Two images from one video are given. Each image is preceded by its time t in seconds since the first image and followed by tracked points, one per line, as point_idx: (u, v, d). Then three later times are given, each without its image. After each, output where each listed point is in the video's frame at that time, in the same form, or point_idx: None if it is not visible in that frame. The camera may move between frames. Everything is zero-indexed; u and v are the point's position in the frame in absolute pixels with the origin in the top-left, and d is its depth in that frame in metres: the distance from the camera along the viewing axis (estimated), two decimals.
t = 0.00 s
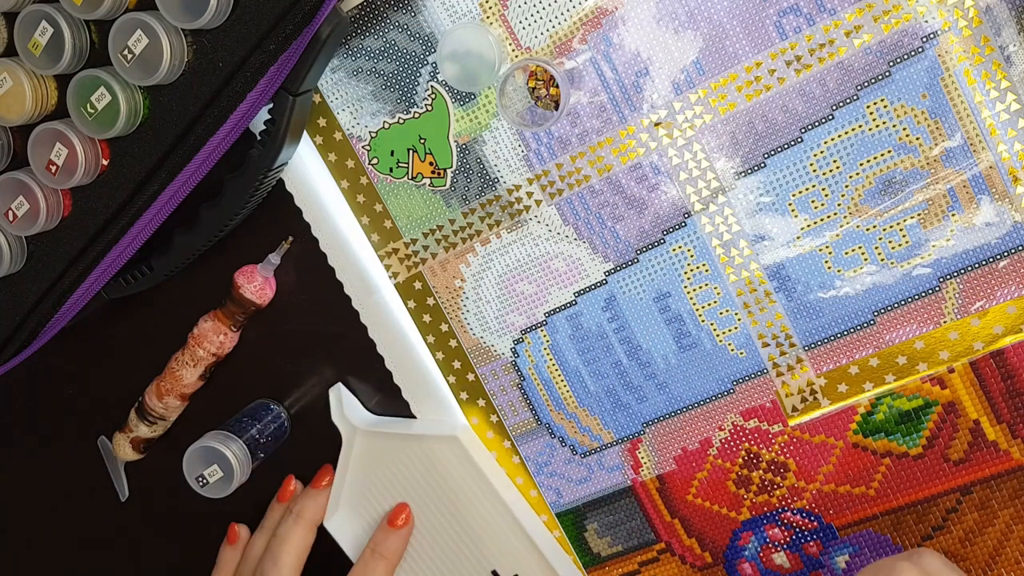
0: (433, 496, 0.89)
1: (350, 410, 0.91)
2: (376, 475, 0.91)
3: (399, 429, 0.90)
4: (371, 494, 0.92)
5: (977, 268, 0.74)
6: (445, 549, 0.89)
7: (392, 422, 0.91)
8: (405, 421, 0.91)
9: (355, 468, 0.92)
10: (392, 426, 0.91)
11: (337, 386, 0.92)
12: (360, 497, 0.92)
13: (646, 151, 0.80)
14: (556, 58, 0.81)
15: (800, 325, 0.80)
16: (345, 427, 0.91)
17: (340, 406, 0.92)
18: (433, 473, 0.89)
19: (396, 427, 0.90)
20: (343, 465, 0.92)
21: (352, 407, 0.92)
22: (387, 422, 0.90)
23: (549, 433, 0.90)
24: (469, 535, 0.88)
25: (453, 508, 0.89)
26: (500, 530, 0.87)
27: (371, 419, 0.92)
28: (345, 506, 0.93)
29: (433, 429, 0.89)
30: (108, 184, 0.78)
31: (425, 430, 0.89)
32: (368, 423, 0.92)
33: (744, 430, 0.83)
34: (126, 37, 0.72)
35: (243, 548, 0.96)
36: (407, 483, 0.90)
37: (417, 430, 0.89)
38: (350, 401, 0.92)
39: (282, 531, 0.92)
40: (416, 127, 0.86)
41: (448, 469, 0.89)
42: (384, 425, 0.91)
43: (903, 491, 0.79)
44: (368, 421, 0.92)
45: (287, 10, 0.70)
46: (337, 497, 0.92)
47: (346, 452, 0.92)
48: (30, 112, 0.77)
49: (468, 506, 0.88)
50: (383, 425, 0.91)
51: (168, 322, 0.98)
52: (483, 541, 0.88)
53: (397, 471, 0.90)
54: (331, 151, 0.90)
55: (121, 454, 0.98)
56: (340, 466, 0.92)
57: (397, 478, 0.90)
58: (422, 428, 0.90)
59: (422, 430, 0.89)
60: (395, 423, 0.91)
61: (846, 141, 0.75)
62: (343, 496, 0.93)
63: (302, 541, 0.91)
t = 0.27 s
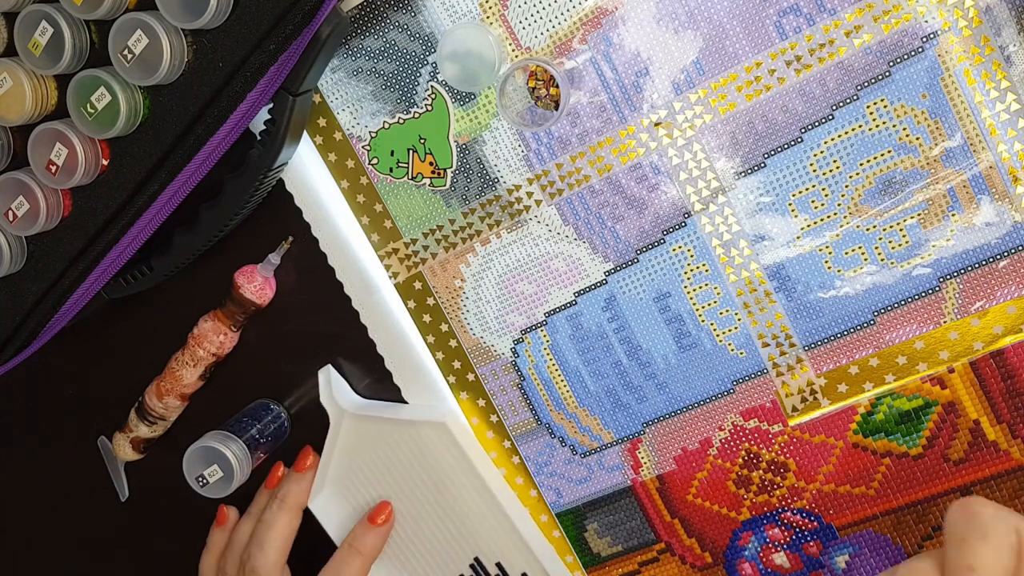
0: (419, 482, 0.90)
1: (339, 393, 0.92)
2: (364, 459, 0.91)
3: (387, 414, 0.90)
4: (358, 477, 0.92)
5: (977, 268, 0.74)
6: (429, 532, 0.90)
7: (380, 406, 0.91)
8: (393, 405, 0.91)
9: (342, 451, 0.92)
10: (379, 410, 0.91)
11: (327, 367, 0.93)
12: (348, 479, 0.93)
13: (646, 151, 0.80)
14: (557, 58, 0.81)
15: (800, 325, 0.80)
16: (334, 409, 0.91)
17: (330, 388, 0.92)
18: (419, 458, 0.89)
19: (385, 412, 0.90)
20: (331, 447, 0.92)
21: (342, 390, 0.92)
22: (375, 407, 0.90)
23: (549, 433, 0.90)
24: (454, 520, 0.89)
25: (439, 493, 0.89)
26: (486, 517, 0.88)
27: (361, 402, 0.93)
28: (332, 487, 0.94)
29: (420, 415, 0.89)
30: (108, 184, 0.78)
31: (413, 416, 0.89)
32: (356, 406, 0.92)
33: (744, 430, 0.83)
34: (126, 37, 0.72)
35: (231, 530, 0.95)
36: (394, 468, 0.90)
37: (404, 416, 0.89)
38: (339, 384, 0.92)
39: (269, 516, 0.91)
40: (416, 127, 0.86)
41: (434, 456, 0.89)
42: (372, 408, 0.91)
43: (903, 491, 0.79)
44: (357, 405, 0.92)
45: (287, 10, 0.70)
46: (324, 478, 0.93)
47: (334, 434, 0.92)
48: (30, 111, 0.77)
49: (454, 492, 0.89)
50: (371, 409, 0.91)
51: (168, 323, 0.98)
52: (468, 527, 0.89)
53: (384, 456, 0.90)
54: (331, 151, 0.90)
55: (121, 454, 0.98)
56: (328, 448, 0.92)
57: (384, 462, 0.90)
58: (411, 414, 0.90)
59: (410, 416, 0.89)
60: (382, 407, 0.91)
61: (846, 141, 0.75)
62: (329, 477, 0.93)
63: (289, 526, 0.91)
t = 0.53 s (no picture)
0: (421, 477, 0.90)
1: (345, 386, 0.92)
2: (368, 452, 0.92)
3: (391, 409, 0.90)
4: (362, 470, 0.93)
5: (977, 268, 0.74)
6: (431, 528, 0.91)
7: (383, 401, 0.92)
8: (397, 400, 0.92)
9: (345, 445, 0.93)
10: (382, 405, 0.91)
11: (331, 360, 0.93)
12: (351, 473, 0.94)
13: (646, 151, 0.80)
14: (557, 58, 0.81)
15: (800, 325, 0.80)
16: (339, 402, 0.92)
17: (335, 381, 0.92)
18: (423, 454, 0.90)
19: (389, 407, 0.91)
20: (335, 441, 0.93)
21: (347, 384, 0.93)
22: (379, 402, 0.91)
23: (549, 433, 0.90)
24: (455, 515, 0.90)
25: (440, 489, 0.90)
26: (486, 513, 0.88)
27: (366, 396, 0.93)
28: (335, 480, 0.95)
29: (424, 410, 0.90)
30: (108, 184, 0.78)
31: (416, 412, 0.90)
32: (360, 400, 0.93)
33: (744, 430, 0.83)
34: (126, 37, 0.72)
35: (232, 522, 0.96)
36: (397, 462, 0.91)
37: (408, 411, 0.90)
38: (345, 377, 0.93)
39: (272, 509, 0.91)
40: (416, 127, 0.86)
41: (436, 452, 0.89)
42: (375, 403, 0.92)
43: (902, 491, 0.79)
44: (362, 399, 0.92)
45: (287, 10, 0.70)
46: (328, 471, 0.94)
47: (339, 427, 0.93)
48: (30, 111, 0.77)
49: (455, 488, 0.89)
50: (375, 404, 0.91)
51: (168, 323, 0.98)
52: (468, 522, 0.89)
53: (388, 450, 0.91)
54: (331, 151, 0.90)
55: (121, 454, 0.98)
56: (332, 442, 0.93)
57: (388, 457, 0.91)
58: (413, 410, 0.90)
59: (413, 411, 0.90)
60: (387, 402, 0.92)
61: (846, 141, 0.75)
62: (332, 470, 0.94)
63: (292, 519, 0.91)
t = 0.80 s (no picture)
0: (420, 474, 0.90)
1: (344, 385, 0.92)
2: (368, 450, 0.92)
3: (390, 407, 0.90)
4: (362, 469, 0.93)
5: (977, 268, 0.74)
6: (431, 527, 0.91)
7: (383, 399, 0.92)
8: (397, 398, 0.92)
9: (345, 443, 0.93)
10: (381, 403, 0.92)
11: (331, 359, 0.93)
12: (351, 471, 0.94)
13: (646, 151, 0.80)
14: (557, 58, 0.81)
15: (800, 325, 0.80)
16: (339, 401, 0.92)
17: (335, 379, 0.93)
18: (422, 452, 0.90)
19: (388, 405, 0.91)
20: (335, 439, 0.93)
21: (347, 382, 0.93)
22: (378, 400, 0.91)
23: (549, 433, 0.90)
24: (454, 513, 0.90)
25: (440, 486, 0.90)
26: (485, 510, 0.88)
27: (365, 394, 0.94)
28: (335, 479, 0.95)
29: (423, 408, 0.90)
30: (108, 184, 0.78)
31: (415, 410, 0.90)
32: (360, 399, 0.93)
33: (744, 430, 0.83)
34: (126, 37, 0.72)
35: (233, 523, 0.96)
36: (395, 460, 0.91)
37: (407, 409, 0.90)
38: (345, 376, 0.93)
39: (273, 509, 0.91)
40: (416, 127, 0.86)
41: (435, 449, 0.90)
42: (375, 400, 0.92)
43: (902, 491, 0.79)
44: (361, 398, 0.93)
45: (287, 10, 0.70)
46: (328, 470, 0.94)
47: (339, 426, 0.93)
48: (30, 111, 0.77)
49: (455, 485, 0.89)
50: (375, 402, 0.92)
51: (168, 323, 0.98)
52: (468, 519, 0.89)
53: (388, 448, 0.91)
54: (331, 151, 0.90)
55: (121, 454, 0.98)
56: (331, 440, 0.94)
57: (387, 455, 0.92)
58: (413, 409, 0.90)
59: (413, 409, 0.90)
60: (386, 400, 0.92)
61: (846, 141, 0.75)
62: (332, 468, 0.95)
63: (293, 519, 0.90)
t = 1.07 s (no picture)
0: (420, 474, 0.90)
1: (344, 385, 0.92)
2: (368, 450, 0.92)
3: (391, 407, 0.90)
4: (362, 469, 0.93)
5: (977, 268, 0.74)
6: (431, 527, 0.91)
7: (383, 399, 0.93)
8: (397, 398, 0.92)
9: (346, 443, 0.93)
10: (381, 402, 0.92)
11: (331, 359, 0.93)
12: (351, 471, 0.94)
13: (646, 151, 0.80)
14: (557, 58, 0.81)
15: (800, 325, 0.80)
16: (339, 401, 0.92)
17: (335, 379, 0.93)
18: (422, 451, 0.90)
19: (388, 405, 0.91)
20: (335, 439, 0.93)
21: (347, 382, 0.93)
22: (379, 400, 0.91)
23: (549, 433, 0.90)
24: (455, 512, 0.90)
25: (440, 486, 0.90)
26: (485, 509, 0.88)
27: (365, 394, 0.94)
28: (335, 479, 0.95)
29: (423, 408, 0.90)
30: (108, 184, 0.78)
31: (415, 410, 0.90)
32: (360, 399, 0.93)
33: (744, 430, 0.83)
34: (126, 37, 0.72)
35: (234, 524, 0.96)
36: (395, 460, 0.91)
37: (408, 408, 0.90)
38: (345, 376, 0.93)
39: (273, 509, 0.91)
40: (416, 127, 0.86)
41: (435, 449, 0.90)
42: (375, 400, 0.92)
43: (902, 491, 0.79)
44: (361, 398, 0.93)
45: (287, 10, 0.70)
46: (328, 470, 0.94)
47: (339, 425, 0.93)
48: (30, 111, 0.77)
49: (455, 485, 0.89)
50: (375, 402, 0.92)
51: (168, 323, 0.98)
52: (468, 519, 0.89)
53: (388, 448, 0.91)
54: (331, 151, 0.90)
55: (121, 454, 0.98)
56: (331, 440, 0.94)
57: (387, 454, 0.92)
58: (413, 409, 0.90)
59: (413, 409, 0.90)
60: (387, 400, 0.92)
61: (846, 141, 0.75)
62: (332, 468, 0.95)
63: (294, 519, 0.90)
